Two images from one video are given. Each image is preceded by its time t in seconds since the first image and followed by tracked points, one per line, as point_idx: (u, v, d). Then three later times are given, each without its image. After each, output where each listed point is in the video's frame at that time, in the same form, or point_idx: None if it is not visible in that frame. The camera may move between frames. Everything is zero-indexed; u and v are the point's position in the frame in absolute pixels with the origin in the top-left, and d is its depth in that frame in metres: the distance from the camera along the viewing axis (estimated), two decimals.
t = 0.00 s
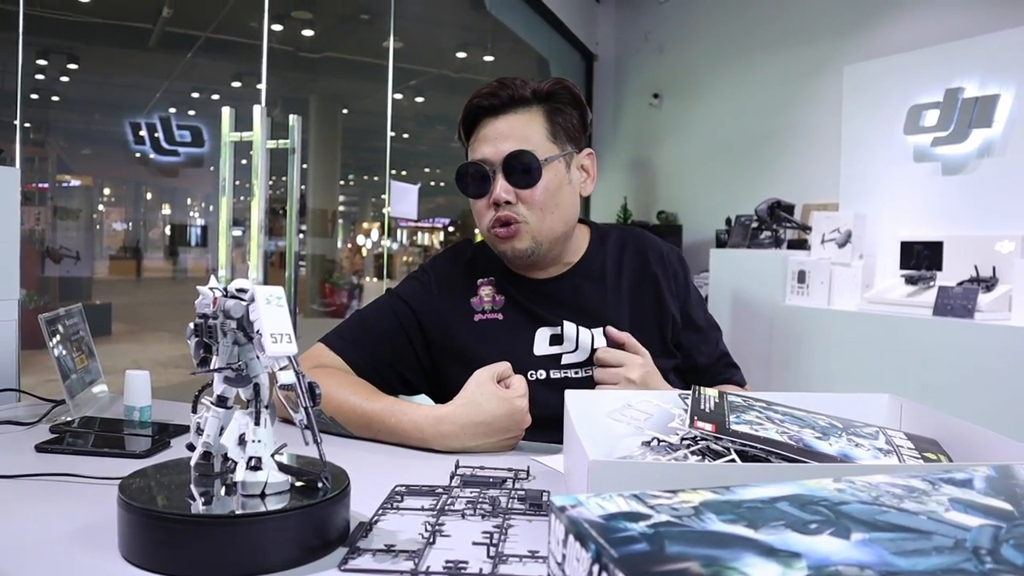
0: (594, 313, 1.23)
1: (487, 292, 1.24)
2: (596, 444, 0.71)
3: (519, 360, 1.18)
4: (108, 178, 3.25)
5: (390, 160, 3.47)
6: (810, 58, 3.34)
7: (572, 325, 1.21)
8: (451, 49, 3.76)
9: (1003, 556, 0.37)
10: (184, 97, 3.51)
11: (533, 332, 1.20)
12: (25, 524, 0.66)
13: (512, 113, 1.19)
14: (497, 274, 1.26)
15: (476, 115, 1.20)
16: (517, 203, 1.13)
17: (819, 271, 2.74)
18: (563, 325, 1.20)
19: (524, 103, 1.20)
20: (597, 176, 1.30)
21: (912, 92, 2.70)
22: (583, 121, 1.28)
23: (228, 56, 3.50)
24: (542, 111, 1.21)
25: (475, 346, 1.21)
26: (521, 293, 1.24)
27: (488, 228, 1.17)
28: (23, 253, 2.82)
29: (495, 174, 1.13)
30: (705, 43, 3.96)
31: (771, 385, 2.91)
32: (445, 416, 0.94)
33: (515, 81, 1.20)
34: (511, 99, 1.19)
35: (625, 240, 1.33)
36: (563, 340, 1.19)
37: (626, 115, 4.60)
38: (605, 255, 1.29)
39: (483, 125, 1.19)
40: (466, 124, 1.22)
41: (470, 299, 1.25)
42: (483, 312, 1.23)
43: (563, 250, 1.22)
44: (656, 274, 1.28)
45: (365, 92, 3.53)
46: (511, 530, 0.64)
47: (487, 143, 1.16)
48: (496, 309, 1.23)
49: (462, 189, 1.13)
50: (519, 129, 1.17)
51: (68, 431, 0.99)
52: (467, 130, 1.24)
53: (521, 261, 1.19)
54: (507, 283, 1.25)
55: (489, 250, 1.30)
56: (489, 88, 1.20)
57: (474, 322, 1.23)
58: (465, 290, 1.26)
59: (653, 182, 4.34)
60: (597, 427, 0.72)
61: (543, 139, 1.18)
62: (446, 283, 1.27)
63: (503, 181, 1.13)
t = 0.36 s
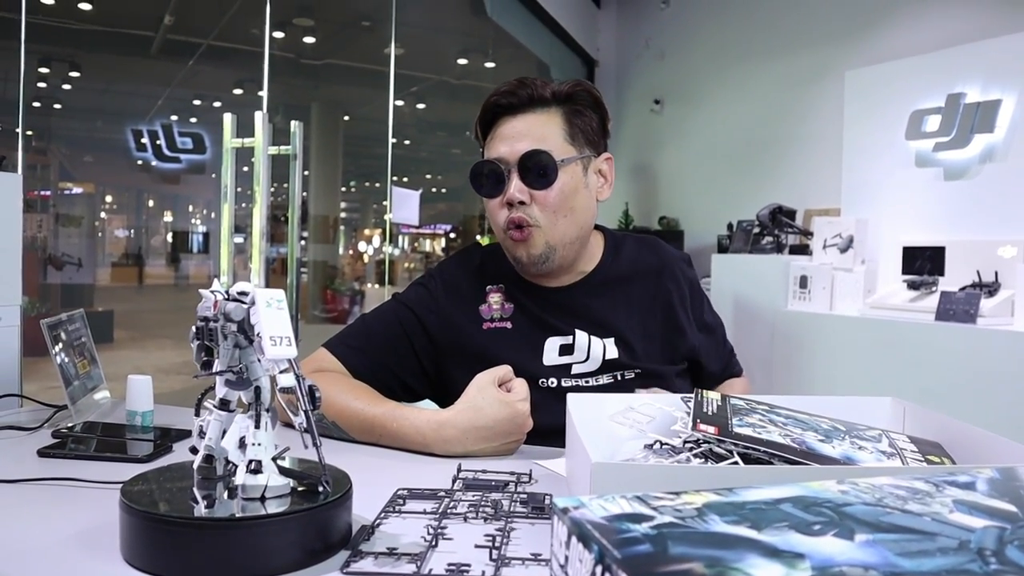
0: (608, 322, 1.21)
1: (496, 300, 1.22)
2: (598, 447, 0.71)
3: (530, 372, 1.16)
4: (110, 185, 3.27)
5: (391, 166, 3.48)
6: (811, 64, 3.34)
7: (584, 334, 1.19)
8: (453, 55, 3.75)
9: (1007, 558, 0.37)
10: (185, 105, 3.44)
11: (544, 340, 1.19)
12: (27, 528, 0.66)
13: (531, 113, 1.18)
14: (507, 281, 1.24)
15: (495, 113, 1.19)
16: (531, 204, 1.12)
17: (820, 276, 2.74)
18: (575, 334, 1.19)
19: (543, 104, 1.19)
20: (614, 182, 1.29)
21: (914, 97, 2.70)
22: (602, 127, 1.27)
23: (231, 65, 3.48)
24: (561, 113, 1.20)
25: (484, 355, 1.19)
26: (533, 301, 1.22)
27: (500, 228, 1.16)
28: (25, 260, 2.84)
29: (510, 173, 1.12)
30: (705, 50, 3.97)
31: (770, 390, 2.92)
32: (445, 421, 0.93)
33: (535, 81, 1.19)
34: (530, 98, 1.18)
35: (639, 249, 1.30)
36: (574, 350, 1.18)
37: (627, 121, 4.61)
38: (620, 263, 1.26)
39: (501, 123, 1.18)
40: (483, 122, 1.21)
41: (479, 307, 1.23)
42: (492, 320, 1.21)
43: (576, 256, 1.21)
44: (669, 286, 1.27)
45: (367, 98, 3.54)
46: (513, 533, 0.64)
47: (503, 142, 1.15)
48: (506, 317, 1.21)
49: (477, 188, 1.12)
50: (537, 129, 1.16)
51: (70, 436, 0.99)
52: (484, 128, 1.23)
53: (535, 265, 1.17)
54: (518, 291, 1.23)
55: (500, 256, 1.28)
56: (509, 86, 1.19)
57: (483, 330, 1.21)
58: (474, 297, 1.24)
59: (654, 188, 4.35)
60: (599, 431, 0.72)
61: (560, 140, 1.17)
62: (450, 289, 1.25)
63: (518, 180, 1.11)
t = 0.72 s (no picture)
0: (617, 323, 1.21)
1: (504, 299, 1.22)
2: (598, 448, 0.71)
3: (537, 372, 1.16)
4: (112, 183, 3.27)
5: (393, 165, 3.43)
6: (812, 63, 3.34)
7: (595, 335, 1.19)
8: (454, 54, 3.72)
9: (1004, 560, 0.37)
10: (187, 103, 3.47)
11: (551, 341, 1.18)
12: (30, 527, 0.67)
13: (550, 113, 1.17)
14: (516, 280, 1.23)
15: (514, 111, 1.17)
16: (549, 205, 1.11)
17: (822, 275, 2.74)
18: (586, 335, 1.19)
19: (564, 104, 1.17)
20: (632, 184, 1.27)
21: (915, 97, 2.70)
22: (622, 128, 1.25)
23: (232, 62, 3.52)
24: (581, 113, 1.18)
25: (491, 356, 1.19)
26: (541, 300, 1.21)
27: (516, 229, 1.15)
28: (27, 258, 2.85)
29: (529, 174, 1.11)
30: (707, 49, 3.97)
31: (772, 390, 2.92)
32: (445, 421, 0.94)
33: (556, 80, 1.17)
34: (550, 98, 1.17)
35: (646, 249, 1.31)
36: (583, 351, 1.18)
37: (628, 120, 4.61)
38: (631, 263, 1.26)
39: (520, 122, 1.16)
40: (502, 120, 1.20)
41: (487, 306, 1.22)
42: (500, 320, 1.21)
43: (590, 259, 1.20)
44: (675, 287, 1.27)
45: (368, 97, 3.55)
46: (513, 534, 0.64)
47: (522, 142, 1.14)
48: (513, 317, 1.20)
49: (493, 188, 1.11)
50: (556, 130, 1.15)
51: (72, 435, 0.99)
52: (502, 126, 1.22)
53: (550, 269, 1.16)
54: (529, 292, 1.22)
55: (509, 255, 1.27)
56: (529, 84, 1.18)
57: (492, 329, 1.21)
58: (480, 296, 1.23)
59: (656, 187, 4.35)
60: (599, 432, 0.72)
61: (580, 142, 1.16)
62: (455, 289, 1.25)
63: (536, 182, 1.10)
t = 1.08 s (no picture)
0: (615, 327, 1.21)
1: (501, 304, 1.22)
2: (594, 450, 0.71)
3: (534, 377, 1.16)
4: (111, 185, 3.27)
5: (391, 166, 3.48)
6: (810, 66, 3.35)
7: (591, 340, 1.19)
8: (453, 55, 3.76)
9: (995, 562, 0.37)
10: (185, 104, 3.43)
11: (548, 346, 1.18)
12: (28, 529, 0.67)
13: (547, 111, 1.17)
14: (513, 284, 1.23)
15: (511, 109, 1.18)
16: (544, 201, 1.11)
17: (820, 277, 2.75)
18: (581, 341, 1.19)
19: (560, 102, 1.17)
20: (628, 184, 1.27)
21: (914, 99, 2.70)
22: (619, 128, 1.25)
23: (230, 63, 3.44)
24: (577, 112, 1.18)
25: (488, 360, 1.19)
26: (538, 304, 1.21)
27: (511, 226, 1.14)
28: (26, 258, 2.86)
29: (524, 170, 1.11)
30: (706, 51, 3.98)
31: (771, 392, 2.92)
32: (442, 423, 0.94)
33: (553, 79, 1.18)
34: (547, 96, 1.17)
35: (647, 251, 1.31)
36: (579, 356, 1.18)
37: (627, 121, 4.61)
38: (629, 266, 1.26)
39: (516, 119, 1.16)
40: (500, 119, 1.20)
41: (484, 310, 1.22)
42: (496, 324, 1.21)
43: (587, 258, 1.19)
44: (676, 290, 1.27)
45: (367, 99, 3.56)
46: (510, 535, 0.64)
47: (518, 138, 1.14)
48: (510, 321, 1.21)
49: (490, 184, 1.12)
50: (552, 126, 1.15)
51: (71, 436, 0.99)
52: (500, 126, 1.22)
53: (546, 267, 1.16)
54: (525, 295, 1.22)
55: (508, 258, 1.27)
56: (527, 83, 1.18)
57: (488, 333, 1.21)
58: (479, 300, 1.23)
59: (654, 188, 4.36)
60: (596, 433, 0.73)
61: (576, 139, 1.16)
62: (453, 291, 1.25)
63: (531, 177, 1.11)
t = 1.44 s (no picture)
0: (612, 324, 1.21)
1: (497, 302, 1.22)
2: (590, 445, 0.71)
3: (529, 377, 1.16)
4: (107, 182, 3.25)
5: (389, 163, 3.43)
6: (806, 63, 3.35)
7: (587, 340, 1.19)
8: (450, 53, 3.71)
9: (992, 555, 0.37)
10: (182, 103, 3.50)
11: (544, 347, 1.18)
12: (21, 525, 0.67)
13: (544, 108, 1.15)
14: (509, 283, 1.23)
15: (505, 107, 1.16)
16: (541, 203, 1.10)
17: (819, 274, 2.73)
18: (577, 341, 1.19)
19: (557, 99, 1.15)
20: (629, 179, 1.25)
21: (911, 96, 2.70)
22: (619, 121, 1.23)
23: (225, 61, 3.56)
24: (575, 107, 1.16)
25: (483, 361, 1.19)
26: (533, 304, 1.21)
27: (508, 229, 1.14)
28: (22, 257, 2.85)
29: (519, 171, 1.10)
30: (703, 48, 3.97)
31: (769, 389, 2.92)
32: (437, 419, 0.93)
33: (549, 74, 1.15)
34: (542, 92, 1.14)
35: (646, 244, 1.30)
36: (575, 358, 1.18)
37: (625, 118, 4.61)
38: (626, 264, 1.25)
39: (511, 118, 1.15)
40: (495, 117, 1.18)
41: (479, 309, 1.22)
42: (492, 323, 1.21)
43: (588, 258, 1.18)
44: (675, 283, 1.26)
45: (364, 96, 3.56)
46: (505, 531, 0.64)
47: (513, 138, 1.12)
48: (505, 320, 1.20)
49: (486, 187, 1.11)
50: (549, 125, 1.13)
51: (65, 433, 0.99)
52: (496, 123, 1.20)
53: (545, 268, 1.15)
54: (520, 295, 1.21)
55: (505, 255, 1.27)
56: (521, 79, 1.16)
57: (482, 332, 1.21)
58: (474, 299, 1.23)
59: (651, 186, 4.36)
60: (592, 428, 0.72)
61: (573, 136, 1.14)
62: (447, 289, 1.24)
63: (527, 179, 1.10)
